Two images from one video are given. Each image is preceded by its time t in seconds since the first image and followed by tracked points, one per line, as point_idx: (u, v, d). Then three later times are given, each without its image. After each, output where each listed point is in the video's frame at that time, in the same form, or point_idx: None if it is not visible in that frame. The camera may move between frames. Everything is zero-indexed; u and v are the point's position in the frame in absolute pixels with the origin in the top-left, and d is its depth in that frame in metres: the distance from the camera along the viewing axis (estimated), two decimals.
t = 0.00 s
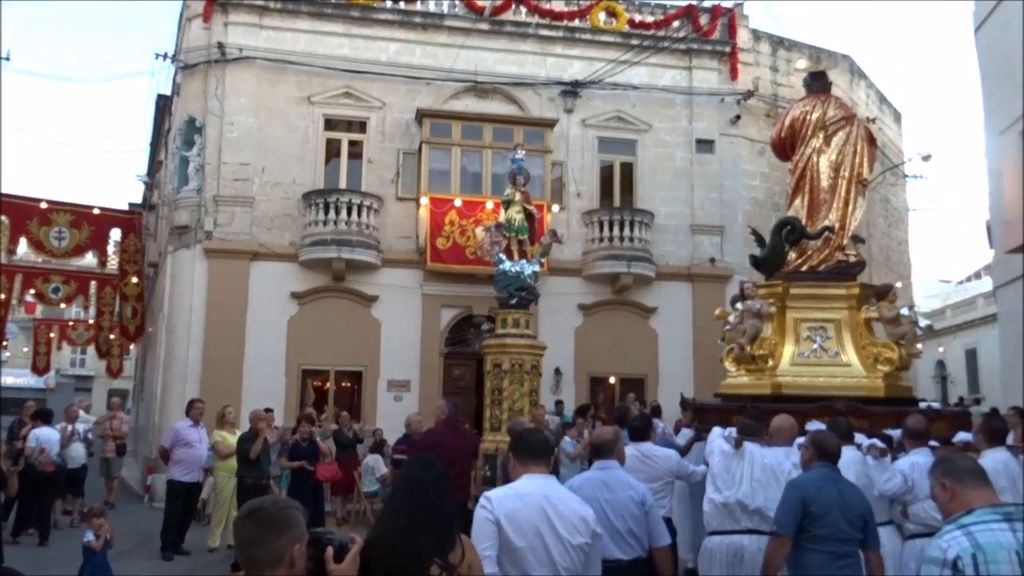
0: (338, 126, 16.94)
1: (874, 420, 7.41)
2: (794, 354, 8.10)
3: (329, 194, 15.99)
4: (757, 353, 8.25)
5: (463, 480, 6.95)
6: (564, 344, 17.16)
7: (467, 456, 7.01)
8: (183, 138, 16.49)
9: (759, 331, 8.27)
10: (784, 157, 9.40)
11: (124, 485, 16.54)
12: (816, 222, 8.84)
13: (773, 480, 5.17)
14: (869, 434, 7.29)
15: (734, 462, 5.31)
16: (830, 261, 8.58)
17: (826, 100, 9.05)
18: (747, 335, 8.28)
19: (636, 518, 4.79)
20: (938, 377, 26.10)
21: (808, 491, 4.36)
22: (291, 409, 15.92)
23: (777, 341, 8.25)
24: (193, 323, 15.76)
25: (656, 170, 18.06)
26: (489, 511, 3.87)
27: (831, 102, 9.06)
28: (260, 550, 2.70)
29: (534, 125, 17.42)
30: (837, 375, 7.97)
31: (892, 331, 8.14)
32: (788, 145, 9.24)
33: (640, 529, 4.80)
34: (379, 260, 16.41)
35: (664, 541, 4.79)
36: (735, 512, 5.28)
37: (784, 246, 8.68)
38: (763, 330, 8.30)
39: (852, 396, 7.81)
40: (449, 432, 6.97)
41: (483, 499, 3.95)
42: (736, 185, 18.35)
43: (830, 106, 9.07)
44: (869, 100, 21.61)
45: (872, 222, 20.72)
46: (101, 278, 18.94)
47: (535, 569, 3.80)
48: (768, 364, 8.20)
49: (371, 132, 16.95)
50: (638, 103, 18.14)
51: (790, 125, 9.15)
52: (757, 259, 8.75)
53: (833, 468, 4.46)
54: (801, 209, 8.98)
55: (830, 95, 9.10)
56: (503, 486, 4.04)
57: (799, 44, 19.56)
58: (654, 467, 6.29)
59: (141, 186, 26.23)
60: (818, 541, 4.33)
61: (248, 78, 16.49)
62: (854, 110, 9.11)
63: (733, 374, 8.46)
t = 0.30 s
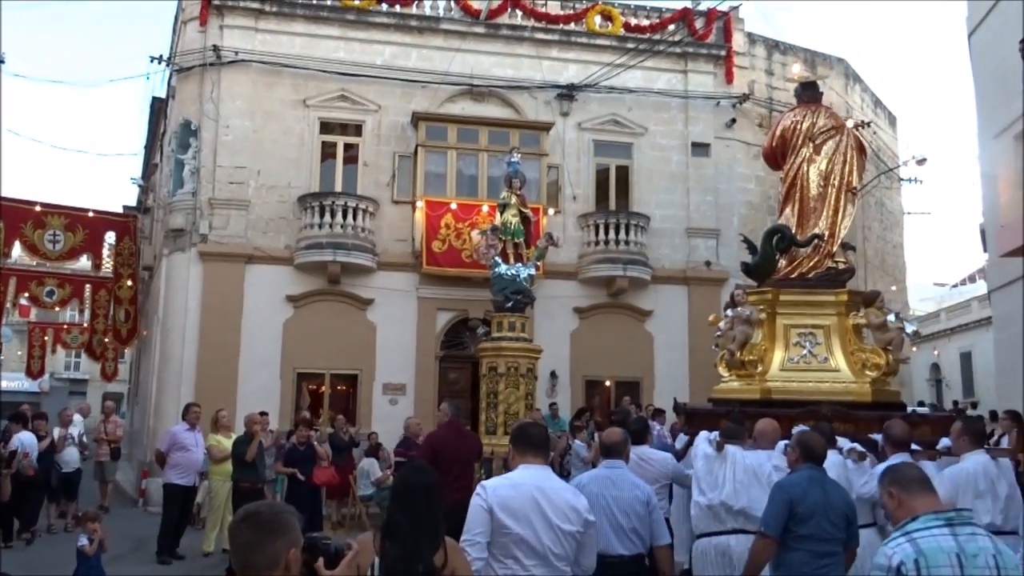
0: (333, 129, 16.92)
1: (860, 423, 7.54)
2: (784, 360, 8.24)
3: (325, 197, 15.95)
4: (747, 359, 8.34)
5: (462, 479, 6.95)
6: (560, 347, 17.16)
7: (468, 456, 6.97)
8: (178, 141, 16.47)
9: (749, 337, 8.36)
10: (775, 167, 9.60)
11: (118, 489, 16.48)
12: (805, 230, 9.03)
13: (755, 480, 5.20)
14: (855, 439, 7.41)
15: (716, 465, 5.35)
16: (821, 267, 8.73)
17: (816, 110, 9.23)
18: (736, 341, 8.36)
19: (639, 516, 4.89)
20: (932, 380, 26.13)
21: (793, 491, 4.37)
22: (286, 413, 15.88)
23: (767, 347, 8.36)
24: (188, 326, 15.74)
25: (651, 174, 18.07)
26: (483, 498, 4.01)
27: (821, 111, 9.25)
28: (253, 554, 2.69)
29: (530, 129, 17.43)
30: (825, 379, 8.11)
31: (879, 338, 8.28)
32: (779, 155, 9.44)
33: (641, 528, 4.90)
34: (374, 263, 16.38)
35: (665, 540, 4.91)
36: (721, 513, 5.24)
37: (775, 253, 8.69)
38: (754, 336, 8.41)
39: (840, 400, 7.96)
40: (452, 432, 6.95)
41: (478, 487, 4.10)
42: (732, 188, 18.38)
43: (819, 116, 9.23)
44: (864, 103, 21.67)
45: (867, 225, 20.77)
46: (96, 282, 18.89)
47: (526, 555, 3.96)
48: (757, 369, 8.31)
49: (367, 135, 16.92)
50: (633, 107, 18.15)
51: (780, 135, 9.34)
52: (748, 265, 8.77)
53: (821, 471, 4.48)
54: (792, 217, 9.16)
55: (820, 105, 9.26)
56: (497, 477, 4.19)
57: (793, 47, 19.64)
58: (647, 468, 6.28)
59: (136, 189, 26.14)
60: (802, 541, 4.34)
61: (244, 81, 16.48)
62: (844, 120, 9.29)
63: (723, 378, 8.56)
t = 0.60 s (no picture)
0: (327, 129, 16.91)
1: (842, 424, 7.66)
2: (771, 361, 8.35)
3: (319, 198, 15.94)
4: (734, 360, 8.47)
5: (454, 483, 6.94)
6: (554, 348, 17.18)
7: (462, 458, 7.00)
8: (172, 141, 16.39)
9: (737, 339, 8.48)
10: (767, 171, 9.66)
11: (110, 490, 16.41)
12: (794, 234, 9.09)
13: (728, 478, 5.48)
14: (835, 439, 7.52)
15: (693, 461, 5.61)
16: (809, 271, 8.82)
17: (807, 116, 9.28)
18: (724, 342, 8.51)
19: (638, 513, 5.15)
20: (925, 382, 26.18)
21: (762, 496, 4.55)
22: (279, 413, 15.86)
23: (754, 348, 8.47)
24: (180, 327, 15.69)
25: (646, 176, 18.08)
26: (466, 502, 4.21)
27: (811, 117, 9.30)
28: (249, 556, 2.70)
29: (525, 131, 17.45)
30: (811, 380, 8.24)
31: (864, 340, 8.38)
32: (770, 159, 9.50)
33: (639, 524, 5.15)
34: (368, 264, 16.37)
35: (660, 535, 5.21)
36: (694, 509, 5.59)
37: (765, 257, 8.78)
38: (742, 338, 8.51)
39: (826, 400, 8.08)
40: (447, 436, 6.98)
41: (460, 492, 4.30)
42: (725, 191, 18.42)
43: (810, 122, 9.30)
44: (858, 107, 21.74)
45: (861, 228, 20.82)
46: (88, 281, 18.84)
47: (508, 553, 4.17)
48: (745, 369, 8.44)
49: (361, 136, 16.93)
50: (628, 109, 18.17)
51: (771, 141, 9.40)
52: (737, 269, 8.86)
53: (787, 473, 4.65)
54: (781, 222, 9.22)
55: (811, 112, 9.33)
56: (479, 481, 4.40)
57: (788, 51, 19.72)
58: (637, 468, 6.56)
59: (129, 188, 26.05)
60: (774, 542, 4.50)
61: (238, 82, 16.46)
62: (834, 125, 9.33)
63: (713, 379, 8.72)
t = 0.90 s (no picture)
0: (320, 130, 16.88)
1: (829, 426, 7.73)
2: (761, 364, 8.38)
3: (313, 198, 15.89)
4: (725, 363, 8.52)
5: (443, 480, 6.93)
6: (547, 350, 17.18)
7: (452, 455, 7.00)
8: (166, 141, 16.39)
9: (728, 342, 8.55)
10: (760, 179, 9.70)
11: (101, 491, 16.33)
12: (785, 240, 9.13)
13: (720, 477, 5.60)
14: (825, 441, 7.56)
15: (684, 461, 5.70)
16: (799, 276, 8.84)
17: (799, 124, 9.33)
18: (715, 345, 8.57)
19: (621, 511, 5.23)
20: (916, 385, 26.28)
21: (718, 492, 4.68)
22: (272, 414, 15.81)
23: (745, 352, 8.50)
24: (173, 327, 15.65)
25: (639, 179, 18.11)
26: (442, 497, 4.57)
27: (803, 126, 9.34)
28: (243, 559, 2.68)
29: (519, 132, 17.46)
30: (801, 384, 8.25)
31: (852, 346, 8.45)
32: (763, 167, 9.55)
33: (623, 521, 5.22)
34: (361, 265, 16.34)
35: (644, 531, 5.29)
36: (685, 507, 5.65)
37: (757, 262, 8.83)
38: (733, 341, 8.58)
39: (815, 404, 8.08)
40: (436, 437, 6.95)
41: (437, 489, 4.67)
42: (719, 193, 18.46)
43: (802, 129, 9.34)
44: (851, 110, 21.83)
45: (853, 231, 20.91)
46: (80, 281, 18.75)
47: (482, 543, 4.53)
48: (735, 372, 8.47)
49: (355, 136, 16.91)
50: (622, 111, 18.19)
51: (763, 149, 9.45)
52: (729, 273, 8.89)
53: (750, 469, 4.74)
54: (772, 229, 9.26)
55: (803, 119, 9.38)
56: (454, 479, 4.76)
57: (781, 54, 19.82)
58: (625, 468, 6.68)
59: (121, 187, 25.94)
60: (734, 536, 4.62)
61: (232, 81, 16.42)
62: (826, 134, 9.38)
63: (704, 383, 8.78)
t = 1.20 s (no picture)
0: (313, 131, 16.86)
1: (820, 429, 7.73)
2: (752, 367, 8.41)
3: (305, 199, 15.88)
4: (717, 366, 8.54)
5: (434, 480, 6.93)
6: (539, 352, 17.17)
7: (441, 455, 7.02)
8: (157, 141, 16.28)
9: (719, 345, 8.57)
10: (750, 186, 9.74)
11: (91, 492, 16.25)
12: (775, 246, 9.14)
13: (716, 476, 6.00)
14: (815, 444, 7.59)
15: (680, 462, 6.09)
16: (788, 281, 8.87)
17: (788, 133, 9.39)
18: (707, 348, 8.61)
19: (593, 506, 5.43)
20: (907, 388, 26.35)
21: (688, 490, 4.90)
22: (263, 416, 15.77)
23: (737, 355, 8.55)
24: (164, 327, 15.60)
25: (632, 181, 18.13)
26: (421, 491, 4.68)
27: (792, 134, 9.41)
28: (234, 563, 2.68)
29: (512, 134, 17.47)
30: (790, 387, 8.30)
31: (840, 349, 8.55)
32: (752, 175, 9.59)
33: (596, 515, 5.42)
34: (354, 266, 16.32)
35: (617, 523, 5.49)
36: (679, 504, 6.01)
37: (747, 267, 8.83)
38: (724, 344, 8.60)
39: (804, 407, 8.16)
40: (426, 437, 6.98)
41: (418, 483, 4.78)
42: (711, 196, 18.50)
43: (791, 138, 9.39)
44: (843, 114, 21.89)
45: (845, 234, 20.97)
46: (71, 281, 18.66)
47: (460, 535, 4.63)
48: (727, 375, 8.48)
49: (348, 138, 16.89)
50: (615, 114, 18.22)
51: (753, 156, 9.49)
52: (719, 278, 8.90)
53: (718, 468, 4.98)
54: (762, 235, 9.28)
55: (792, 128, 9.44)
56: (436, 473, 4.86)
57: (774, 58, 19.89)
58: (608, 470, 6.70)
59: (112, 188, 25.83)
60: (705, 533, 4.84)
61: (225, 82, 16.38)
62: (814, 143, 9.45)
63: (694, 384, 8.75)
